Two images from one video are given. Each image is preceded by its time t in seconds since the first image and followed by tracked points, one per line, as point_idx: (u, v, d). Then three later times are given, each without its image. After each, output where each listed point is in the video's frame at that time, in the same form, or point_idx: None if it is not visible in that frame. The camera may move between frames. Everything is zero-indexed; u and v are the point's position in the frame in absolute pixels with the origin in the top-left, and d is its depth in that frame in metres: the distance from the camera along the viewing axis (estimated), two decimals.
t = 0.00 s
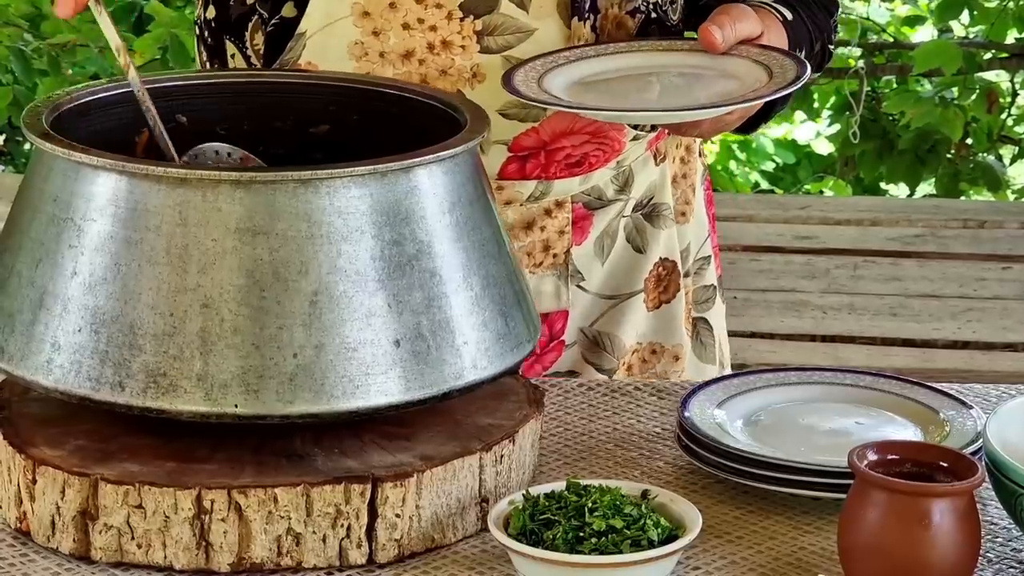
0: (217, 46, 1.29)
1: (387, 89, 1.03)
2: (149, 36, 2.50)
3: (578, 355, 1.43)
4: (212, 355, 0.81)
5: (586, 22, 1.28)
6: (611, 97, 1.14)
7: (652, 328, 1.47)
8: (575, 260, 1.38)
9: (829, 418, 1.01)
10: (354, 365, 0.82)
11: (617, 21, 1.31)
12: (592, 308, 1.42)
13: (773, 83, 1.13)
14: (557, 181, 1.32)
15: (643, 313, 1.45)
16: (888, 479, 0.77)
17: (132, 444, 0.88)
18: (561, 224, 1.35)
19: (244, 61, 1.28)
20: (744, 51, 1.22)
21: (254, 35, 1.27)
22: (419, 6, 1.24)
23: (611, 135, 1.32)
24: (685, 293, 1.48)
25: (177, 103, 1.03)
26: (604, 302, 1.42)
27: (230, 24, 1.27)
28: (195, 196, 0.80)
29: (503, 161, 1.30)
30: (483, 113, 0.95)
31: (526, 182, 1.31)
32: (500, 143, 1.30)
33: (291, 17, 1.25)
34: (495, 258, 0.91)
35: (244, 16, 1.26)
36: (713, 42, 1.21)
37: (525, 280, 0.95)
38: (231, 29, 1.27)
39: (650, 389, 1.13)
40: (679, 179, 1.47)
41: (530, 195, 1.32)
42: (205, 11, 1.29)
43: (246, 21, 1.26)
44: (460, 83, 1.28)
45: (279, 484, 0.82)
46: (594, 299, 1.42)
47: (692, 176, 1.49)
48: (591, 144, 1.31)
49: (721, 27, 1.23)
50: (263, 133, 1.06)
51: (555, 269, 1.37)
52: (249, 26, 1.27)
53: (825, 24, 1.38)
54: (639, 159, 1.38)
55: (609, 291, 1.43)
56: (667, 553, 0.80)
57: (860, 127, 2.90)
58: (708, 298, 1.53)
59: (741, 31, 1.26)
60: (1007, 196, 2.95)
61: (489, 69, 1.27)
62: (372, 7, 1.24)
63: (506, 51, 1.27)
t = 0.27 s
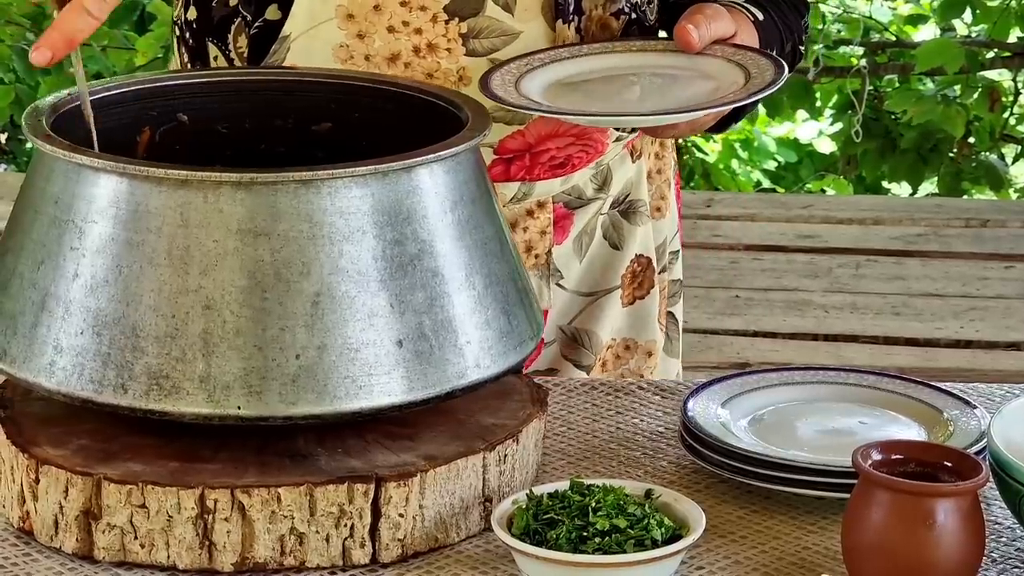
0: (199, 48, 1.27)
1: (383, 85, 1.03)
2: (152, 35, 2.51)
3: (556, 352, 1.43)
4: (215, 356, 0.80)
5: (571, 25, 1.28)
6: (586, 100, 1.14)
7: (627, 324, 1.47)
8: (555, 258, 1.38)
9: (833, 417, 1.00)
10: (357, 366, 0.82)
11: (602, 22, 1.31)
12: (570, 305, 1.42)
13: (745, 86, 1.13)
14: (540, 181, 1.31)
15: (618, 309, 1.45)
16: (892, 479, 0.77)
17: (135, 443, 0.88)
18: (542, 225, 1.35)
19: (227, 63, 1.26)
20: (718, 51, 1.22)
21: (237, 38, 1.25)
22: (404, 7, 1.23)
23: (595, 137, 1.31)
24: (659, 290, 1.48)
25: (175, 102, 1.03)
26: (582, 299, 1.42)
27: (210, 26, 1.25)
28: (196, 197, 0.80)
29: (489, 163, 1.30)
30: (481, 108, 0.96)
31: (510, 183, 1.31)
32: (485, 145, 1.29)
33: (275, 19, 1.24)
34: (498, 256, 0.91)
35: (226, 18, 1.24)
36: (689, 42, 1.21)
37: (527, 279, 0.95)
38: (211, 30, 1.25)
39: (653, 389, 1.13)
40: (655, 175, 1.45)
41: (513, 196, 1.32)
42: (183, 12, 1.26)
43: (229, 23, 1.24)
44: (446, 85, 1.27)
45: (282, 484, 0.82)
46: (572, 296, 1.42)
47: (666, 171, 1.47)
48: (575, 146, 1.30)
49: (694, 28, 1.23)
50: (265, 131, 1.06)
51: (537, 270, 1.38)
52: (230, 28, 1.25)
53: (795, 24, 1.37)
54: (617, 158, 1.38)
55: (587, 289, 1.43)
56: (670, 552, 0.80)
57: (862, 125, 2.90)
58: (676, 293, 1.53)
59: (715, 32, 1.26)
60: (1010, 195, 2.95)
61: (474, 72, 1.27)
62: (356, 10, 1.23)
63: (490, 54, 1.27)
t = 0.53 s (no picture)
0: (207, 44, 1.25)
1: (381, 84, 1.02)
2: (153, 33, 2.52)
3: (561, 348, 1.43)
4: (237, 354, 0.80)
5: (583, 22, 1.26)
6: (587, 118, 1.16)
7: (629, 318, 1.47)
8: (559, 254, 1.38)
9: (833, 416, 1.00)
10: (378, 362, 0.82)
11: (613, 20, 1.30)
12: (575, 301, 1.42)
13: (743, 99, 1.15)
14: (547, 177, 1.31)
15: (620, 303, 1.44)
16: (894, 478, 0.77)
17: (136, 442, 0.88)
18: (548, 220, 1.35)
19: (237, 59, 1.24)
20: (713, 61, 1.24)
21: (248, 33, 1.23)
22: (416, 5, 1.22)
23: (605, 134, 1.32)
24: (659, 285, 1.48)
25: (169, 102, 1.02)
26: (586, 294, 1.42)
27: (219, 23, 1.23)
28: (215, 196, 0.80)
29: (500, 160, 1.28)
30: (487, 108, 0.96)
31: (517, 179, 1.30)
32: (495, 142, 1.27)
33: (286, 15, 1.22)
34: (508, 253, 0.91)
35: (236, 13, 1.23)
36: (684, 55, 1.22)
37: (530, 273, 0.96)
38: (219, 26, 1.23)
39: (654, 387, 1.13)
40: (652, 170, 1.45)
41: (520, 191, 1.31)
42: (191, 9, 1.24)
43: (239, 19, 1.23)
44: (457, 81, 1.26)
45: (283, 483, 0.82)
46: (578, 291, 1.42)
47: (662, 166, 1.47)
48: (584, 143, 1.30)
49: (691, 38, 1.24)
50: (255, 130, 1.06)
51: (543, 264, 1.38)
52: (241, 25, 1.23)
53: (786, 30, 1.39)
54: (619, 152, 1.38)
55: (590, 283, 1.43)
56: (670, 552, 0.79)
57: (863, 124, 2.89)
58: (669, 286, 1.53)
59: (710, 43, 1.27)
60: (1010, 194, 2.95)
61: (484, 69, 1.26)
62: (369, 6, 1.22)
63: (504, 51, 1.26)
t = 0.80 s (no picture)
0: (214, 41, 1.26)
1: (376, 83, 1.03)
2: (154, 33, 2.53)
3: (567, 351, 1.42)
4: (252, 354, 0.81)
5: (590, 27, 1.27)
6: (565, 125, 1.16)
7: (634, 321, 1.48)
8: (565, 256, 1.38)
9: (834, 416, 1.01)
10: (391, 360, 0.83)
11: (621, 26, 1.30)
12: (580, 304, 1.42)
13: (722, 104, 1.15)
14: (553, 180, 1.31)
15: (626, 306, 1.45)
16: (893, 477, 0.77)
17: (138, 441, 0.88)
18: (554, 222, 1.34)
19: (244, 58, 1.25)
20: (699, 68, 1.24)
21: (255, 32, 1.24)
22: (424, 7, 1.22)
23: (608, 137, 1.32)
24: (664, 287, 1.49)
25: (163, 103, 1.03)
26: (592, 297, 1.42)
27: (227, 21, 1.24)
28: (227, 196, 0.80)
29: (505, 163, 1.28)
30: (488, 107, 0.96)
31: (522, 181, 1.30)
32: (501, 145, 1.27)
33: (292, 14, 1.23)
34: (510, 252, 0.92)
35: (244, 12, 1.23)
36: (668, 60, 1.22)
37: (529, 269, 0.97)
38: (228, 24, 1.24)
39: (655, 387, 1.13)
40: (659, 172, 1.45)
41: (525, 194, 1.31)
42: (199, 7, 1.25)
43: (247, 17, 1.23)
44: (463, 83, 1.26)
45: (284, 482, 0.82)
46: (583, 294, 1.41)
47: (671, 169, 1.47)
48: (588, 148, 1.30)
49: (677, 43, 1.24)
50: (247, 131, 1.06)
51: (547, 267, 1.37)
52: (249, 23, 1.23)
53: (794, 37, 1.40)
54: (626, 156, 1.38)
55: (597, 287, 1.42)
56: (671, 551, 0.80)
57: (864, 124, 2.89)
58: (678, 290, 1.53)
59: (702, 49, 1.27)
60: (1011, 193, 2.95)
61: (491, 70, 1.26)
62: (376, 7, 1.22)
63: (511, 54, 1.26)
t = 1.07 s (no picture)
0: (228, 43, 1.26)
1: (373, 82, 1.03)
2: (156, 32, 2.54)
3: (578, 353, 1.43)
4: (276, 350, 0.81)
5: (603, 33, 1.28)
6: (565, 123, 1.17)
7: (646, 324, 1.48)
8: (577, 259, 1.38)
9: (836, 415, 1.01)
10: (413, 352, 0.84)
11: (633, 31, 1.31)
12: (591, 306, 1.43)
13: (721, 104, 1.15)
14: (564, 183, 1.31)
15: (637, 309, 1.45)
16: (895, 476, 0.77)
17: (142, 439, 0.88)
18: (565, 224, 1.35)
19: (257, 59, 1.26)
20: (704, 68, 1.24)
21: (269, 34, 1.24)
22: (437, 10, 1.22)
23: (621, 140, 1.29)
24: (676, 290, 1.49)
25: (151, 106, 1.03)
26: (602, 300, 1.43)
27: (241, 23, 1.25)
28: (245, 194, 0.80)
29: (516, 167, 1.27)
30: (486, 102, 0.96)
31: (533, 185, 1.29)
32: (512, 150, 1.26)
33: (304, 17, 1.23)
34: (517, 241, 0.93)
35: (258, 15, 1.24)
36: (672, 59, 1.22)
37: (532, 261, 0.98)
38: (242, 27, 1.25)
39: (657, 385, 1.14)
40: (672, 175, 1.46)
41: (536, 197, 1.31)
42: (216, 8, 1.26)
43: (261, 20, 1.24)
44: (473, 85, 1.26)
45: (288, 480, 0.83)
46: (593, 296, 1.42)
47: (683, 172, 1.47)
48: (600, 153, 1.28)
49: (682, 43, 1.24)
50: (234, 132, 1.06)
51: (557, 270, 1.37)
52: (263, 26, 1.24)
53: (804, 40, 1.40)
54: (637, 159, 1.38)
55: (607, 289, 1.43)
56: (671, 549, 0.80)
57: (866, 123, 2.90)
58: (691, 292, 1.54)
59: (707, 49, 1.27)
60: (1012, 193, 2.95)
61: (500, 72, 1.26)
62: (388, 10, 1.22)
63: (523, 58, 1.27)
